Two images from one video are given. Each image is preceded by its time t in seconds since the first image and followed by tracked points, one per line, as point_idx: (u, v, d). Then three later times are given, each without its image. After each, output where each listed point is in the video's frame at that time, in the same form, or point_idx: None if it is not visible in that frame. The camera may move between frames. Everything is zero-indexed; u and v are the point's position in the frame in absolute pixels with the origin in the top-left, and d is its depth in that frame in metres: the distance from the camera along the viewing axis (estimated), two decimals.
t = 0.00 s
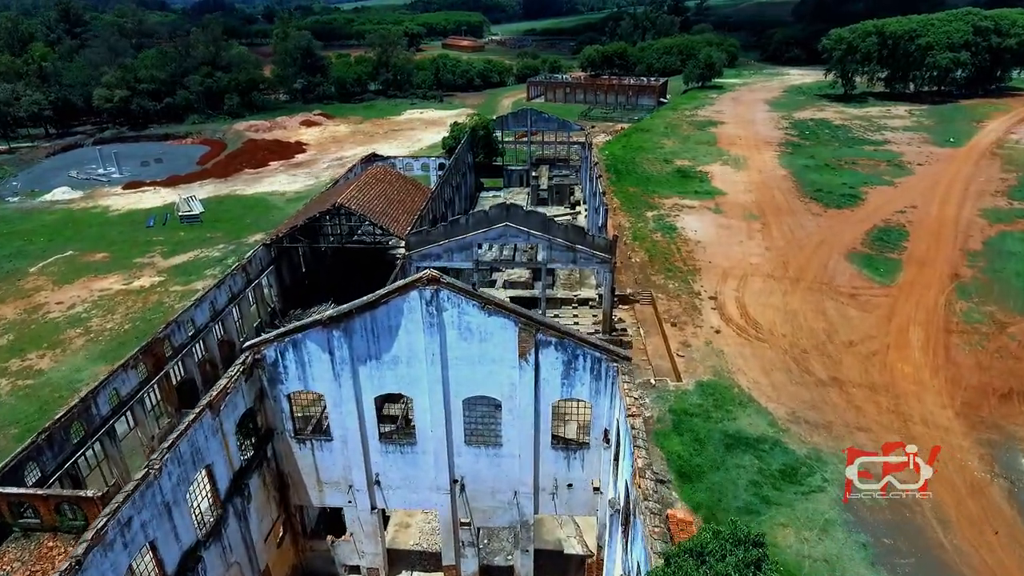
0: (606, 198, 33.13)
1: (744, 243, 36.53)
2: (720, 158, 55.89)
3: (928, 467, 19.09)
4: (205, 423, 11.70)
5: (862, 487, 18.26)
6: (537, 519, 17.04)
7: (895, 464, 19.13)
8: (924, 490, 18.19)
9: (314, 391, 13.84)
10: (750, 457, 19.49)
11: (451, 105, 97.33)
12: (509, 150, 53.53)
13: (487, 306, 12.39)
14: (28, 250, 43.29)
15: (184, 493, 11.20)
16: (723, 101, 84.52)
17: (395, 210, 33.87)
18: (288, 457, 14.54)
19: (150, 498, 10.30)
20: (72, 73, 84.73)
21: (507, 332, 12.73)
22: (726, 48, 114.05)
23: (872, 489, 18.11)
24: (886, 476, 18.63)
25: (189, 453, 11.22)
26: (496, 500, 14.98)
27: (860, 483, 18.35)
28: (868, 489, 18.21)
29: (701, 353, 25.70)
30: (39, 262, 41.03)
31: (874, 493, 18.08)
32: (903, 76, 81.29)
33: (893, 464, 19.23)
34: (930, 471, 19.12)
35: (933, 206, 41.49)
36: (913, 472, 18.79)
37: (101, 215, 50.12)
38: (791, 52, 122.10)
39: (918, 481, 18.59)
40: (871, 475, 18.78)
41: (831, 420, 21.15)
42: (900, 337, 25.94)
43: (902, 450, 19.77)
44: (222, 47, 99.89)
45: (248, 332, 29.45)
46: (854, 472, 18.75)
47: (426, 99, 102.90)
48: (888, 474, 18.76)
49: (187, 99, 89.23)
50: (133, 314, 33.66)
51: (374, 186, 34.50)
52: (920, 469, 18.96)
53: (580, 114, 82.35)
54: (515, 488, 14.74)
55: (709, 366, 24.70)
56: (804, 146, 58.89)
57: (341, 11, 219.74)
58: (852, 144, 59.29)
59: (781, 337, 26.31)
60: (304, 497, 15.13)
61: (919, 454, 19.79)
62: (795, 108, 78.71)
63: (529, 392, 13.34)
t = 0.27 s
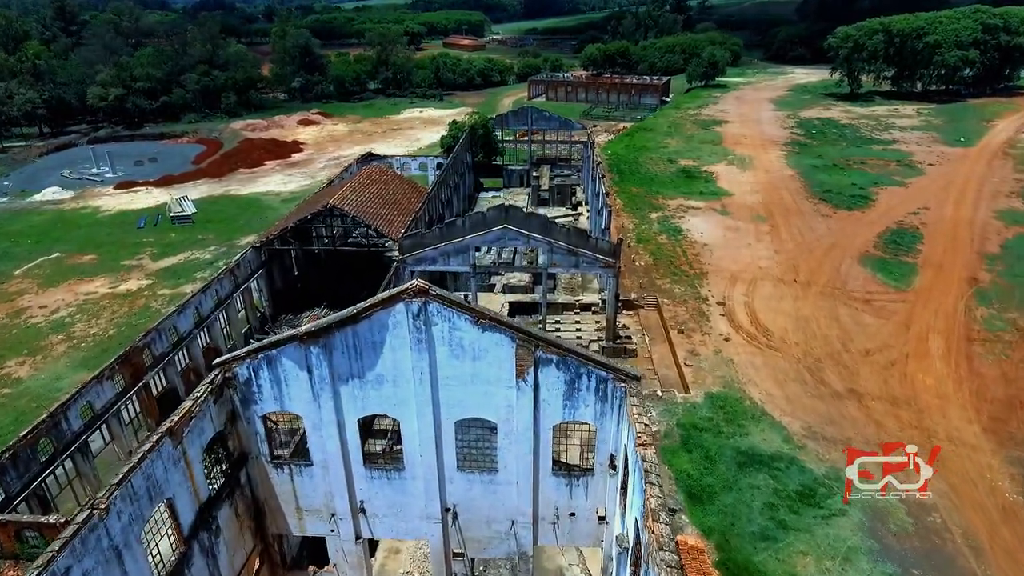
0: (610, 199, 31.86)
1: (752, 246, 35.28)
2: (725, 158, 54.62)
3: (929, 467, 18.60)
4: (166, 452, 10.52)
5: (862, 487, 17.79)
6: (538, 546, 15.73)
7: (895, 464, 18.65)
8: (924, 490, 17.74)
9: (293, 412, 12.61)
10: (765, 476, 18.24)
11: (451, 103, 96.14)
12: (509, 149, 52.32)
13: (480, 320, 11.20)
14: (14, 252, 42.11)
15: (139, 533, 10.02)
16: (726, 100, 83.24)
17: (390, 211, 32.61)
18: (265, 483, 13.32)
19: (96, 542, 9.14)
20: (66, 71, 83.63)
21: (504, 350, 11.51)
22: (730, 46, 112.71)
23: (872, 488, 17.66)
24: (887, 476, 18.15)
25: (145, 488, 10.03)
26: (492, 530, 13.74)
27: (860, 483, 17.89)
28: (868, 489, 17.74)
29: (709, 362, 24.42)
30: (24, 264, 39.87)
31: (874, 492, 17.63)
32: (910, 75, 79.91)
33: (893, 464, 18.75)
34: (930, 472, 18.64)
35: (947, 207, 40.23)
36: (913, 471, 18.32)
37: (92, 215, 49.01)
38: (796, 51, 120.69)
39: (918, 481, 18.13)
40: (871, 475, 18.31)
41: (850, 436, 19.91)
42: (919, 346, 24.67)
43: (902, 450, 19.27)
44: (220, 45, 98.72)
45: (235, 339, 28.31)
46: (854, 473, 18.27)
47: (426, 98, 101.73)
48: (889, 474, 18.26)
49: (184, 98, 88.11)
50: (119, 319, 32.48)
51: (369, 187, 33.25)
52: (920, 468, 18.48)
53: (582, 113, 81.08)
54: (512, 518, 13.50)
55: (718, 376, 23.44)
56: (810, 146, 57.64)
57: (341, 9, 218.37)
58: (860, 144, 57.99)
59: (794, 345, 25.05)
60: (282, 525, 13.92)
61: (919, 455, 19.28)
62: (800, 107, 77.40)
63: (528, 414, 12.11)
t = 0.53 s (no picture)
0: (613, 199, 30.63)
1: (759, 248, 34.12)
2: (729, 158, 53.40)
3: (929, 467, 18.15)
4: (118, 485, 9.44)
5: (861, 487, 17.38)
6: None
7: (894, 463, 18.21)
8: (924, 490, 17.28)
9: (268, 436, 11.49)
10: (781, 497, 17.05)
11: (452, 102, 95.05)
12: (509, 149, 51.15)
13: (472, 336, 10.08)
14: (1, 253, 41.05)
15: None
16: (730, 99, 82.08)
17: (385, 212, 31.43)
18: (239, 511, 12.20)
19: None
20: (62, 70, 82.62)
21: (499, 368, 10.39)
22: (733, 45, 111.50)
23: (871, 488, 17.26)
24: (887, 476, 17.67)
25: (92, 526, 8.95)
26: (487, 562, 12.59)
27: (859, 483, 17.50)
28: (867, 489, 17.32)
29: (718, 372, 23.23)
30: (11, 266, 38.78)
31: (873, 492, 17.21)
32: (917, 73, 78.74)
33: (893, 464, 18.31)
34: (930, 472, 18.17)
35: (961, 208, 39.02)
36: (913, 471, 17.84)
37: (83, 215, 47.97)
38: (799, 50, 119.38)
39: (918, 481, 17.68)
40: (871, 475, 17.87)
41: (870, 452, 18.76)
42: (938, 355, 23.47)
43: (902, 450, 18.80)
44: (218, 43, 97.68)
45: (223, 345, 27.21)
46: (853, 473, 17.83)
47: (426, 97, 100.65)
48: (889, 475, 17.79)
49: (180, 96, 87.00)
50: (104, 324, 31.35)
51: (363, 187, 32.10)
52: (920, 468, 18.01)
53: (584, 112, 79.95)
54: (510, 550, 12.35)
55: (728, 386, 22.27)
56: (817, 145, 56.45)
57: (341, 8, 217.24)
58: (868, 144, 56.79)
59: (806, 353, 23.88)
60: (258, 555, 12.80)
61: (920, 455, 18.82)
62: (805, 106, 76.20)
63: (526, 439, 10.97)
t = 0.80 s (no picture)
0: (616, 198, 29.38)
1: (768, 251, 32.97)
2: (734, 157, 52.26)
3: (929, 467, 17.78)
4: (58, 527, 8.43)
5: (862, 487, 17.02)
6: None
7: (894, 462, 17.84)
8: (924, 490, 16.93)
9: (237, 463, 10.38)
10: (798, 520, 15.88)
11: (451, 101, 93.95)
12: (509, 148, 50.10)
13: (462, 356, 8.96)
14: None
15: None
16: (734, 98, 80.94)
17: (380, 212, 30.19)
18: (206, 543, 11.16)
19: None
20: (57, 68, 81.58)
21: (494, 392, 9.28)
22: (736, 44, 110.34)
23: (871, 488, 16.91)
24: (888, 476, 17.33)
25: None
26: None
27: (859, 483, 17.15)
28: (868, 489, 16.98)
29: (727, 382, 22.06)
30: None
31: (874, 493, 16.84)
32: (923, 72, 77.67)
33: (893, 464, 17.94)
34: (931, 472, 17.79)
35: (974, 209, 37.88)
36: (913, 471, 17.48)
37: (73, 215, 46.90)
38: (803, 48, 118.20)
39: (918, 481, 17.32)
40: (871, 475, 17.54)
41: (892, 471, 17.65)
42: (959, 364, 22.30)
43: (902, 450, 18.41)
44: (215, 42, 96.64)
45: (211, 353, 26.08)
46: (853, 473, 17.49)
47: (425, 96, 99.61)
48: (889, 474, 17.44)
49: (176, 95, 86.01)
50: (88, 329, 30.23)
51: (357, 187, 30.96)
52: (919, 467, 17.67)
53: (585, 111, 78.85)
54: None
55: (738, 398, 21.13)
56: (823, 145, 55.30)
57: (341, 7, 216.05)
58: (875, 143, 55.63)
59: (820, 362, 22.74)
60: None
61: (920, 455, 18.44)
62: (810, 105, 75.06)
63: (524, 469, 9.87)
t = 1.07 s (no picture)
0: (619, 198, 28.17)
1: (776, 254, 31.82)
2: (740, 157, 51.09)
3: (929, 467, 17.38)
4: None
5: (862, 487, 16.64)
6: None
7: (893, 461, 17.47)
8: (924, 490, 16.55)
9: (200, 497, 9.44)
10: (818, 547, 14.72)
11: (451, 100, 92.82)
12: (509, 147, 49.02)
13: (450, 383, 7.99)
14: None
15: None
16: (738, 97, 79.79)
17: (374, 213, 28.99)
18: None
19: None
20: (51, 66, 80.56)
21: (488, 423, 8.35)
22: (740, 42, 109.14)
23: (871, 488, 16.55)
24: (888, 476, 16.97)
25: None
26: None
27: (859, 482, 16.80)
28: (867, 489, 16.60)
29: (738, 394, 20.87)
30: None
31: (874, 492, 16.46)
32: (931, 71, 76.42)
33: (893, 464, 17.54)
34: (931, 472, 17.38)
35: (989, 210, 36.72)
36: (913, 471, 17.09)
37: (62, 215, 45.85)
38: (807, 47, 116.91)
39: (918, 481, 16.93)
40: (871, 475, 17.16)
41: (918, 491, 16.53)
42: (983, 375, 21.17)
43: (902, 450, 18.01)
44: (212, 40, 95.58)
45: (197, 359, 24.93)
46: (853, 472, 17.10)
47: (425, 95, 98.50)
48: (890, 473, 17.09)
49: (173, 94, 85.04)
50: (71, 334, 29.14)
51: (351, 188, 29.78)
52: (920, 467, 17.29)
53: (587, 111, 77.72)
54: None
55: (750, 411, 19.95)
56: (830, 144, 54.10)
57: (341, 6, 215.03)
58: (884, 143, 54.42)
59: (835, 372, 21.59)
60: None
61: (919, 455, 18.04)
62: (815, 104, 73.89)
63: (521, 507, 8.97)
